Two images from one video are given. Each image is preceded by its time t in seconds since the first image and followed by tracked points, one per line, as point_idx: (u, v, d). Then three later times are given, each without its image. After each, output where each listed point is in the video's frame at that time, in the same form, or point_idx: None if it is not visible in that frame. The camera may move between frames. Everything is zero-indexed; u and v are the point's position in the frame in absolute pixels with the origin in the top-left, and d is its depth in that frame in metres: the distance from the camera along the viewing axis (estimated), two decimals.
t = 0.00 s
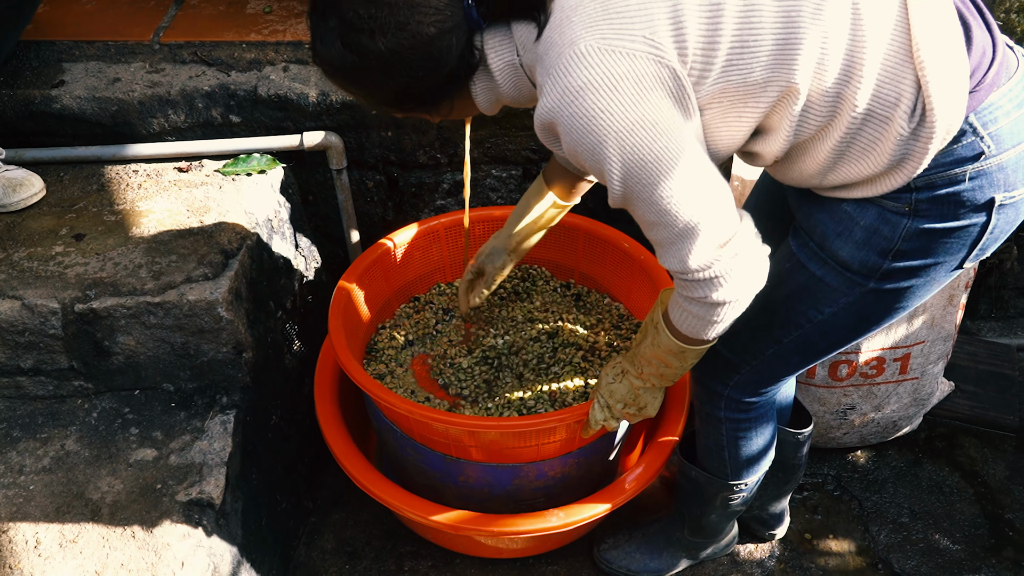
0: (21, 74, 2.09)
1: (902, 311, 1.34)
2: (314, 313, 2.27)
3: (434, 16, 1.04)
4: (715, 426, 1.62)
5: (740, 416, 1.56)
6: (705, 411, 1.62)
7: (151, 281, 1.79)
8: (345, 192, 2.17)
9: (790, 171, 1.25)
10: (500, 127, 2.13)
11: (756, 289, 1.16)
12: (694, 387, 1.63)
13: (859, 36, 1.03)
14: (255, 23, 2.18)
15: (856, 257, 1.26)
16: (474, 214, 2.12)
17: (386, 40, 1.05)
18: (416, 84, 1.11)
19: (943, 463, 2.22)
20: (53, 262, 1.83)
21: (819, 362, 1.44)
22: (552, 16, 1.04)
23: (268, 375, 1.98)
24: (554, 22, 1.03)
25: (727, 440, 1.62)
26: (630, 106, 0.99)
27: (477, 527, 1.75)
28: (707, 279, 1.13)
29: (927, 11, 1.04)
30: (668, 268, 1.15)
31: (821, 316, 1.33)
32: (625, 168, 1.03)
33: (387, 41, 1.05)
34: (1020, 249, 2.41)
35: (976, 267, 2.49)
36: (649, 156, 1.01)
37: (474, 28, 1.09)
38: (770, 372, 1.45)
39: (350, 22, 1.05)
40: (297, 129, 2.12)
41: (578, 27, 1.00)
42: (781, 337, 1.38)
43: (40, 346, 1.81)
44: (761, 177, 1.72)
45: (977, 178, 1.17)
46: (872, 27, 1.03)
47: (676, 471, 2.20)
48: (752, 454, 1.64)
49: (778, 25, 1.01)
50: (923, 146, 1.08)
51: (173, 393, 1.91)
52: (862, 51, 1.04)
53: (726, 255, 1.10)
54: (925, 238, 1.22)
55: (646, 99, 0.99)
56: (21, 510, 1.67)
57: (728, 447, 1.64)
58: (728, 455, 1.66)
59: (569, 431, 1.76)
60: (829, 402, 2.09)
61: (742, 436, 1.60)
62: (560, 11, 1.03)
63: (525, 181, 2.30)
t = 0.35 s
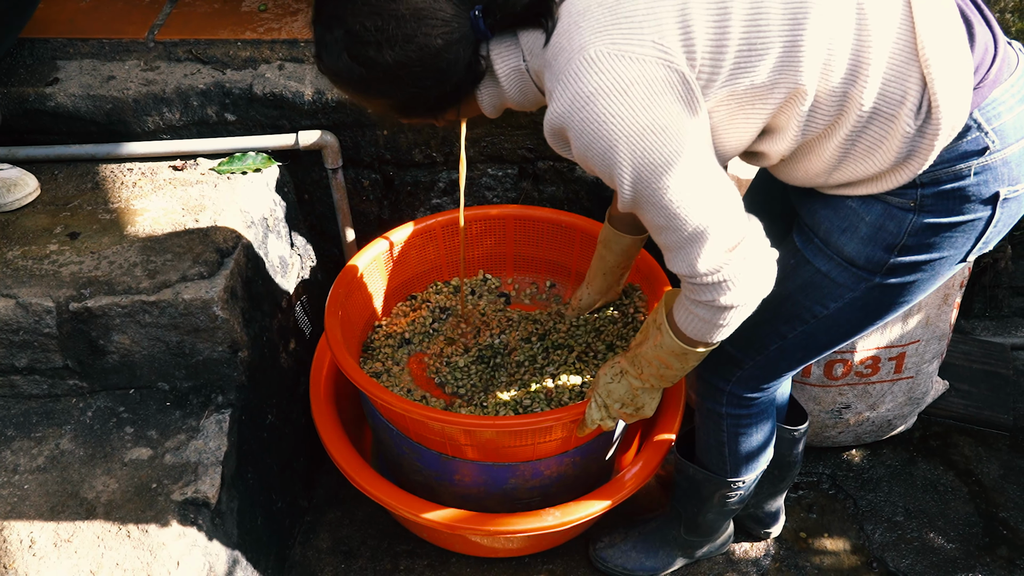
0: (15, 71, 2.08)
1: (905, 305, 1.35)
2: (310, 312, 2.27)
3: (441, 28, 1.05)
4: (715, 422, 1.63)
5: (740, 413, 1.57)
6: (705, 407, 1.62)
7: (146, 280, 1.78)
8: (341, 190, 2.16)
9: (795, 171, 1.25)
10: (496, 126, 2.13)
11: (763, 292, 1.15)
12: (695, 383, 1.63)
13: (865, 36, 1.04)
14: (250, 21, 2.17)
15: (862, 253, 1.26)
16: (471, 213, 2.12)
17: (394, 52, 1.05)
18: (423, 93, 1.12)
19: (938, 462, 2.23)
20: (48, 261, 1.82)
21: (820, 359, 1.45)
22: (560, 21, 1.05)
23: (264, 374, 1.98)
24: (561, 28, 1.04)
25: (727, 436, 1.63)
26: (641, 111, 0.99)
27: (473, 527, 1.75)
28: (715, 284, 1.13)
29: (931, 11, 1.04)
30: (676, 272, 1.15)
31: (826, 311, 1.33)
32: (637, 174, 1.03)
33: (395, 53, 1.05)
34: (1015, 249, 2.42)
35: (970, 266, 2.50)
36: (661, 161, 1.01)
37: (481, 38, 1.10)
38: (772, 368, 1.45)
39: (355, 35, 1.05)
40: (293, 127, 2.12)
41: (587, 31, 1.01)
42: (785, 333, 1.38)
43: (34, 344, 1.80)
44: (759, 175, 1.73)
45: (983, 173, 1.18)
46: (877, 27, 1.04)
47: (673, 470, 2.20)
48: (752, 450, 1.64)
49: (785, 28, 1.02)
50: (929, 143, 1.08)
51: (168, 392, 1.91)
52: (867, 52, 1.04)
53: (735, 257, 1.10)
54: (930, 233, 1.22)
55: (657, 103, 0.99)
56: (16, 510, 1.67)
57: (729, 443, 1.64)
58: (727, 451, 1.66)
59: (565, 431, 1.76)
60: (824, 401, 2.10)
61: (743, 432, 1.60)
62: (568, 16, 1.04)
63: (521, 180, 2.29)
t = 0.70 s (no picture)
0: (16, 71, 2.09)
1: (909, 303, 1.35)
2: (311, 310, 2.27)
3: (460, 4, 1.05)
4: (719, 420, 1.63)
5: (744, 409, 1.57)
6: (710, 404, 1.62)
7: (147, 279, 1.78)
8: (341, 189, 2.16)
9: (804, 166, 1.25)
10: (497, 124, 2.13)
11: (763, 287, 1.15)
12: (701, 379, 1.63)
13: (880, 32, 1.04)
14: (250, 20, 2.17)
15: (868, 249, 1.26)
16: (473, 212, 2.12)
17: (411, 27, 1.05)
18: (437, 72, 1.11)
19: (939, 460, 2.23)
20: (49, 260, 1.82)
21: (824, 356, 1.45)
22: None
23: (265, 373, 1.98)
24: (579, 6, 1.03)
25: (731, 433, 1.63)
26: (655, 92, 0.98)
27: (473, 526, 1.75)
28: (716, 275, 1.12)
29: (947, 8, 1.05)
30: (677, 261, 1.15)
31: (831, 306, 1.33)
32: (646, 156, 1.02)
33: (412, 28, 1.05)
34: (1016, 247, 2.42)
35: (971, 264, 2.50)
36: (672, 144, 1.00)
37: (499, 16, 1.09)
38: (778, 361, 1.45)
39: (374, 9, 1.05)
40: (293, 127, 2.12)
41: (605, 10, 1.00)
42: (789, 328, 1.38)
43: (35, 344, 1.80)
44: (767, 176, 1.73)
45: (992, 172, 1.17)
46: (892, 22, 1.04)
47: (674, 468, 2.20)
48: (756, 447, 1.64)
49: (803, 17, 1.02)
50: (939, 140, 1.08)
51: (170, 391, 1.91)
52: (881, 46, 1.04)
53: (738, 249, 1.10)
54: (937, 230, 1.22)
55: (670, 86, 0.98)
56: (18, 509, 1.67)
57: (732, 440, 1.64)
58: (730, 449, 1.66)
59: (565, 430, 1.76)
60: (826, 399, 2.10)
61: (747, 429, 1.60)
62: None
63: (521, 179, 2.29)
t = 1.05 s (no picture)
0: (12, 72, 2.08)
1: (913, 305, 1.35)
2: (308, 312, 2.27)
3: None
4: (720, 420, 1.63)
5: (745, 410, 1.57)
6: (712, 404, 1.62)
7: (143, 281, 1.78)
8: (338, 191, 2.16)
9: (809, 167, 1.25)
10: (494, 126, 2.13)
11: (768, 289, 1.15)
12: (702, 379, 1.64)
13: (882, 30, 1.05)
14: (247, 22, 2.17)
15: (873, 249, 1.26)
16: (470, 214, 2.11)
17: (421, 21, 1.04)
18: (449, 71, 1.09)
19: (935, 461, 2.23)
20: (45, 261, 1.82)
21: (826, 356, 1.45)
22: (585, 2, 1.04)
23: (262, 375, 1.98)
24: (586, 10, 1.03)
25: (732, 434, 1.63)
26: (665, 92, 0.98)
27: (470, 527, 1.75)
28: (720, 277, 1.12)
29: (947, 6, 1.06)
30: (682, 264, 1.15)
31: (835, 306, 1.33)
32: (657, 156, 1.01)
33: (422, 22, 1.04)
34: (1012, 249, 2.43)
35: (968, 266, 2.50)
36: (682, 144, 1.00)
37: (508, 15, 1.08)
38: (780, 360, 1.45)
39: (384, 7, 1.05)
40: (291, 128, 2.12)
41: (613, 12, 1.00)
42: (792, 328, 1.38)
43: (31, 345, 1.80)
44: (769, 181, 1.74)
45: (995, 173, 1.18)
46: (894, 20, 1.05)
47: (670, 470, 2.20)
48: (757, 448, 1.64)
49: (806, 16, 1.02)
50: (942, 138, 1.09)
51: (166, 393, 1.90)
52: (884, 45, 1.05)
53: (744, 251, 1.09)
54: (942, 231, 1.22)
55: (679, 85, 0.98)
56: (13, 511, 1.66)
57: (733, 441, 1.64)
58: (731, 450, 1.66)
59: (562, 432, 1.76)
60: (822, 400, 2.10)
61: (748, 429, 1.60)
62: None
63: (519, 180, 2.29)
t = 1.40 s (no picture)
0: (15, 74, 2.09)
1: (914, 301, 1.35)
2: (310, 314, 2.27)
3: None
4: (722, 420, 1.63)
5: (748, 410, 1.57)
6: (714, 404, 1.62)
7: (146, 283, 1.78)
8: (340, 192, 2.17)
9: (810, 163, 1.25)
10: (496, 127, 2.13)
11: (773, 283, 1.16)
12: (704, 380, 1.63)
13: (882, 26, 1.05)
14: (249, 24, 2.17)
15: (874, 246, 1.26)
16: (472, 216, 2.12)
17: (417, 13, 1.05)
18: (445, 63, 1.08)
19: (938, 463, 2.23)
20: (47, 264, 1.82)
21: (828, 355, 1.45)
22: (588, 5, 1.03)
23: (264, 376, 1.98)
24: (589, 13, 1.02)
25: (734, 433, 1.63)
26: (675, 94, 0.97)
27: (472, 529, 1.75)
28: (726, 272, 1.12)
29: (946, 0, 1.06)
30: (689, 261, 1.14)
31: (837, 305, 1.33)
32: (669, 159, 1.01)
33: (417, 14, 1.05)
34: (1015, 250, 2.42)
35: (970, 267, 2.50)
36: (692, 146, 1.00)
37: (506, 9, 1.08)
38: (781, 362, 1.45)
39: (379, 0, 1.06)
40: (293, 129, 2.12)
41: (618, 15, 0.99)
42: (795, 328, 1.38)
43: (34, 347, 1.80)
44: (767, 180, 1.74)
45: (995, 166, 1.18)
46: (894, 17, 1.05)
47: (673, 471, 2.20)
48: (759, 447, 1.64)
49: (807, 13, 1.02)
50: (943, 133, 1.08)
51: (168, 395, 1.90)
52: (884, 40, 1.05)
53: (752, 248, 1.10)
54: (942, 226, 1.22)
55: (687, 86, 0.97)
56: (16, 513, 1.66)
57: (735, 441, 1.64)
58: (733, 449, 1.66)
59: (566, 434, 1.76)
60: (825, 402, 2.10)
61: (750, 429, 1.60)
62: None
63: (520, 181, 2.29)
